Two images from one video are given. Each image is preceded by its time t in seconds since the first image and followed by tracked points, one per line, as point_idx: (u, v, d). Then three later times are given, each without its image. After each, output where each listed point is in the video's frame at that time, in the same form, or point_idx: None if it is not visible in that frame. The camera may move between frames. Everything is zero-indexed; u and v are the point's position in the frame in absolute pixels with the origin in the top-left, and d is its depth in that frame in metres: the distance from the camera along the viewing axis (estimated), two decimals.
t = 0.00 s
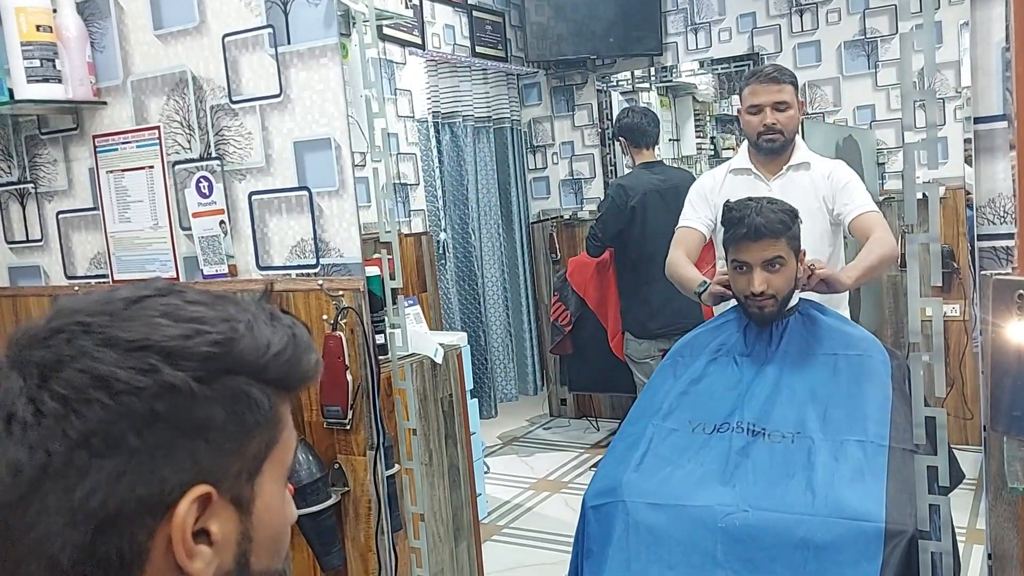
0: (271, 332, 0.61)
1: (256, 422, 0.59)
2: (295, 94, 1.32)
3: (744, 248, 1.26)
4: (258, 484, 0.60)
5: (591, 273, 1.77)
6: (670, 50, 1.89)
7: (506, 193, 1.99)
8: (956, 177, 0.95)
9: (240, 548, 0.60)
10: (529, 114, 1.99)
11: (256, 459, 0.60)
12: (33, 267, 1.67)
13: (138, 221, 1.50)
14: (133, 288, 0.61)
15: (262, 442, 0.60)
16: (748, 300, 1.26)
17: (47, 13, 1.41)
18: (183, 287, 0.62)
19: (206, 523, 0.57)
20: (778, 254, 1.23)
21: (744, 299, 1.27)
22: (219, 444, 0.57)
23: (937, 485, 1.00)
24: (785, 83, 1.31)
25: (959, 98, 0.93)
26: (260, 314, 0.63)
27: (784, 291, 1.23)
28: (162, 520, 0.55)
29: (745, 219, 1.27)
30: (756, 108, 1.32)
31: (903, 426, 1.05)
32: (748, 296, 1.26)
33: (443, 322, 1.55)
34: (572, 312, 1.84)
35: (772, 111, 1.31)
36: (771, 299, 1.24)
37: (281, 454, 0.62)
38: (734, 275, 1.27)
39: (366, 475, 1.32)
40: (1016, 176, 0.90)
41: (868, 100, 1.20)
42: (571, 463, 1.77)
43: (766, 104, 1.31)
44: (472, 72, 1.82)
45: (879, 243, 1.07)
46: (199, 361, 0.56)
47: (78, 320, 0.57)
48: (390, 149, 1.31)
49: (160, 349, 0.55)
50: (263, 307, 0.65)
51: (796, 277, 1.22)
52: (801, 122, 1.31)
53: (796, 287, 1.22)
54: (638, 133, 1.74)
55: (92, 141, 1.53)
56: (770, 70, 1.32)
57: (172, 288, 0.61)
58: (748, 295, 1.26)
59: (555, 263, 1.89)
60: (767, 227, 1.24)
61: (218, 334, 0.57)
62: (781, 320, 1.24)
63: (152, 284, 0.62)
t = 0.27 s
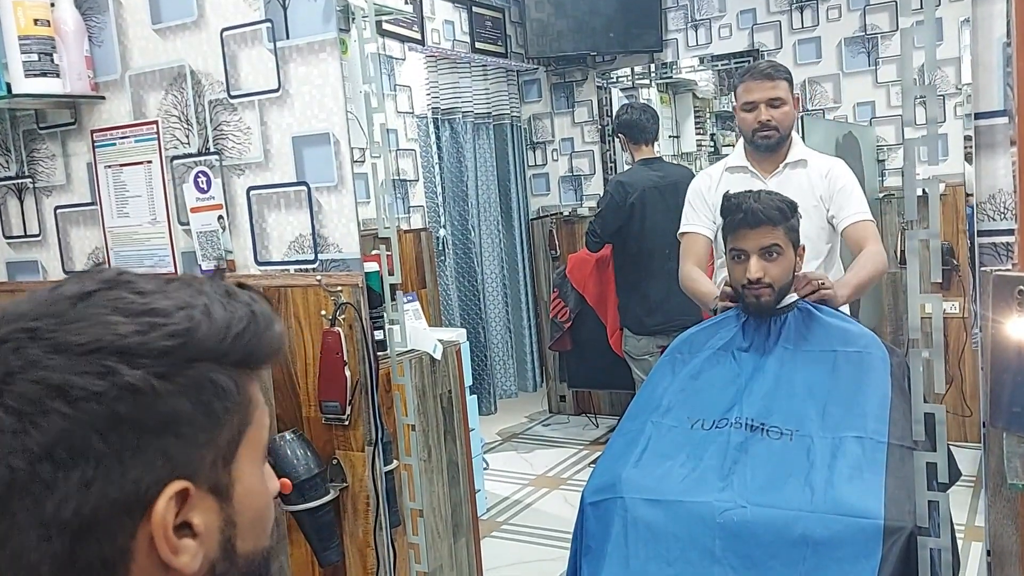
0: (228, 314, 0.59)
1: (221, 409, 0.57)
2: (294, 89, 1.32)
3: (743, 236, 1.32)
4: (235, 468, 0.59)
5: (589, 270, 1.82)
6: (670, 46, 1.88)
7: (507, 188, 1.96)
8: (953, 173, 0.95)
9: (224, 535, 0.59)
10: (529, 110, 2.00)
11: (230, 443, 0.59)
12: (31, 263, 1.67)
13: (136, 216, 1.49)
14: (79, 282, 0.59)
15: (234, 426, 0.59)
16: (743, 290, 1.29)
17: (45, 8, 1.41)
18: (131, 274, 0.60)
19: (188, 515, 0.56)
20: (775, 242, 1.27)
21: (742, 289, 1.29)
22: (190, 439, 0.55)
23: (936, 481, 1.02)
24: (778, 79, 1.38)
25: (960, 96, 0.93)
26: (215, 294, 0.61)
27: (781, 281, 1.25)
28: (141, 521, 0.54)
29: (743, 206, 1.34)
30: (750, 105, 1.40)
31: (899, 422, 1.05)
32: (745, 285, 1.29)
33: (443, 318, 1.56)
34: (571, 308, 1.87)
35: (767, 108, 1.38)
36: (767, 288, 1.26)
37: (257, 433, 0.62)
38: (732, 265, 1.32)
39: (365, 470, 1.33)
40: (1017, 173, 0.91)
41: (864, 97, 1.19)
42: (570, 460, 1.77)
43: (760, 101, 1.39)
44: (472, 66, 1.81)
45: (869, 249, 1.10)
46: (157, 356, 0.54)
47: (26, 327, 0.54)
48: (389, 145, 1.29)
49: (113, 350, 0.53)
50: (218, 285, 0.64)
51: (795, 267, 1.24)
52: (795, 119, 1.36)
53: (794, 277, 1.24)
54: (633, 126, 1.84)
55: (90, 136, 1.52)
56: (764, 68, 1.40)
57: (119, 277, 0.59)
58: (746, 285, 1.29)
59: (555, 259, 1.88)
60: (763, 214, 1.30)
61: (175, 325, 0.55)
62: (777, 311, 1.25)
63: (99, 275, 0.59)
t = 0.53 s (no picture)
0: (173, 305, 0.58)
1: (183, 407, 0.56)
2: (292, 85, 1.31)
3: (743, 224, 1.30)
4: (208, 463, 0.59)
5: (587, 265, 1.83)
6: (669, 43, 1.86)
7: (507, 186, 2.00)
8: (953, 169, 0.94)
9: (206, 529, 0.59)
10: (530, 106, 2.00)
11: (197, 440, 0.58)
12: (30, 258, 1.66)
13: (134, 212, 1.49)
14: (13, 285, 0.56)
15: (200, 421, 0.58)
16: (743, 276, 1.29)
17: (43, 2, 1.40)
18: (65, 272, 0.57)
19: (165, 518, 0.56)
20: (775, 230, 1.26)
21: (741, 276, 1.29)
22: (153, 444, 0.54)
23: (934, 479, 1.01)
24: (785, 73, 1.32)
25: (960, 93, 0.92)
26: (155, 282, 0.59)
27: (781, 270, 1.26)
28: (115, 532, 0.53)
29: (746, 191, 1.32)
30: (755, 98, 1.35)
31: (898, 420, 1.05)
32: (745, 273, 1.28)
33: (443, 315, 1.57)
34: (570, 305, 1.91)
35: (771, 102, 1.33)
36: (766, 276, 1.27)
37: (225, 422, 0.61)
38: (733, 253, 1.31)
39: (364, 466, 1.32)
40: (1017, 169, 0.91)
41: (867, 95, 1.27)
42: (569, 457, 1.79)
43: (766, 94, 1.34)
44: (472, 63, 1.82)
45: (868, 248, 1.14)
46: (108, 365, 0.53)
47: None
48: (387, 141, 1.30)
49: (59, 367, 0.51)
50: (161, 268, 0.62)
51: (794, 259, 1.23)
52: (802, 114, 1.32)
53: (794, 269, 1.24)
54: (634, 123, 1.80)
55: (88, 131, 1.52)
56: (770, 60, 1.34)
57: (54, 278, 0.56)
58: (746, 271, 1.29)
59: (553, 257, 1.96)
60: (764, 202, 1.28)
61: (122, 330, 0.54)
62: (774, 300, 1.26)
63: (33, 276, 0.57)
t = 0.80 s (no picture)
0: (163, 302, 0.58)
1: (174, 408, 0.56)
2: (290, 81, 1.31)
3: (743, 220, 1.25)
4: (200, 461, 0.59)
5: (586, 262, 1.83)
6: (669, 40, 1.87)
7: (506, 182, 1.99)
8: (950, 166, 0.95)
9: (198, 527, 0.59)
10: (529, 103, 2.01)
11: (189, 440, 0.58)
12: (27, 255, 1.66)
13: (132, 209, 1.49)
14: None
15: (192, 420, 0.58)
16: (742, 273, 1.25)
17: None
18: (53, 270, 0.57)
19: (157, 519, 0.56)
20: (775, 227, 1.22)
21: (739, 273, 1.25)
22: (144, 446, 0.54)
23: (933, 477, 1.03)
24: (803, 63, 1.25)
25: (960, 91, 0.92)
26: (144, 279, 0.59)
27: (779, 267, 1.22)
28: (107, 534, 0.54)
29: (747, 186, 1.28)
30: (769, 89, 1.28)
31: (898, 418, 1.06)
32: (743, 270, 1.25)
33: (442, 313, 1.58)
34: (570, 303, 1.89)
35: (786, 93, 1.27)
36: (765, 273, 1.23)
37: (218, 420, 0.62)
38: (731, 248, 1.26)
39: (361, 464, 1.31)
40: (1017, 167, 0.91)
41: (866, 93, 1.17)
42: (566, 455, 1.78)
43: (781, 85, 1.26)
44: (471, 61, 1.79)
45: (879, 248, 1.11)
46: (97, 367, 0.52)
47: None
48: (386, 138, 1.30)
49: (48, 369, 0.51)
50: (150, 263, 0.62)
51: (794, 256, 1.20)
52: (817, 107, 1.26)
53: (793, 267, 1.21)
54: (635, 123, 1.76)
55: (85, 127, 1.51)
56: (787, 50, 1.27)
57: (41, 277, 0.55)
58: (743, 267, 1.25)
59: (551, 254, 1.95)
60: (766, 196, 1.24)
61: (111, 330, 0.53)
62: (771, 297, 1.24)
63: (19, 275, 0.56)
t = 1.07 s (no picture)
0: (167, 298, 0.57)
1: (174, 402, 0.56)
2: (286, 76, 1.30)
3: (742, 218, 1.30)
4: (198, 458, 0.58)
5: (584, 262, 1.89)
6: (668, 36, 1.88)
7: (503, 177, 1.96)
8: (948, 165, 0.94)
9: (195, 525, 0.59)
10: (526, 102, 2.02)
11: (187, 435, 0.57)
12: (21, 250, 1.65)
13: (127, 204, 1.48)
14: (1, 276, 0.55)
15: (192, 414, 0.57)
16: (739, 272, 1.28)
17: None
18: (58, 261, 0.56)
19: (154, 514, 0.56)
20: (772, 226, 1.26)
21: (737, 271, 1.28)
22: (142, 441, 0.53)
23: (932, 476, 1.02)
24: (818, 57, 1.27)
25: (960, 90, 0.92)
26: (150, 274, 0.58)
27: (778, 267, 1.25)
28: (103, 528, 0.53)
29: (746, 184, 1.32)
30: (784, 81, 1.31)
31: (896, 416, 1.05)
32: (740, 268, 1.28)
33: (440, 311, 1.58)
34: (567, 301, 1.94)
35: (801, 86, 1.29)
36: (762, 272, 1.26)
37: (218, 417, 0.61)
38: (728, 248, 1.30)
39: (356, 461, 1.31)
40: (1016, 164, 0.90)
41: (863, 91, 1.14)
42: (564, 453, 1.78)
43: (795, 79, 1.29)
44: (469, 57, 1.78)
45: (888, 247, 1.06)
46: (96, 361, 0.51)
47: None
48: (382, 135, 1.30)
49: (47, 361, 0.50)
50: (155, 259, 0.62)
51: (790, 255, 1.24)
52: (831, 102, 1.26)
53: (790, 265, 1.24)
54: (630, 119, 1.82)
55: (80, 122, 1.51)
56: (802, 43, 1.29)
57: (45, 268, 0.55)
58: (741, 267, 1.28)
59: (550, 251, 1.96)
60: (764, 195, 1.28)
61: (114, 323, 0.53)
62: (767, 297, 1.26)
63: (21, 266, 0.55)
